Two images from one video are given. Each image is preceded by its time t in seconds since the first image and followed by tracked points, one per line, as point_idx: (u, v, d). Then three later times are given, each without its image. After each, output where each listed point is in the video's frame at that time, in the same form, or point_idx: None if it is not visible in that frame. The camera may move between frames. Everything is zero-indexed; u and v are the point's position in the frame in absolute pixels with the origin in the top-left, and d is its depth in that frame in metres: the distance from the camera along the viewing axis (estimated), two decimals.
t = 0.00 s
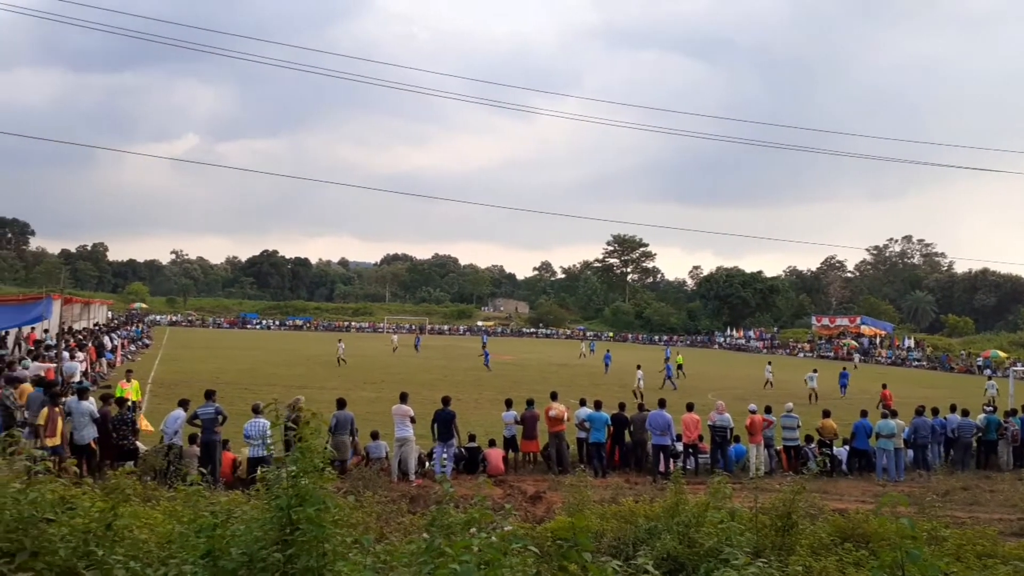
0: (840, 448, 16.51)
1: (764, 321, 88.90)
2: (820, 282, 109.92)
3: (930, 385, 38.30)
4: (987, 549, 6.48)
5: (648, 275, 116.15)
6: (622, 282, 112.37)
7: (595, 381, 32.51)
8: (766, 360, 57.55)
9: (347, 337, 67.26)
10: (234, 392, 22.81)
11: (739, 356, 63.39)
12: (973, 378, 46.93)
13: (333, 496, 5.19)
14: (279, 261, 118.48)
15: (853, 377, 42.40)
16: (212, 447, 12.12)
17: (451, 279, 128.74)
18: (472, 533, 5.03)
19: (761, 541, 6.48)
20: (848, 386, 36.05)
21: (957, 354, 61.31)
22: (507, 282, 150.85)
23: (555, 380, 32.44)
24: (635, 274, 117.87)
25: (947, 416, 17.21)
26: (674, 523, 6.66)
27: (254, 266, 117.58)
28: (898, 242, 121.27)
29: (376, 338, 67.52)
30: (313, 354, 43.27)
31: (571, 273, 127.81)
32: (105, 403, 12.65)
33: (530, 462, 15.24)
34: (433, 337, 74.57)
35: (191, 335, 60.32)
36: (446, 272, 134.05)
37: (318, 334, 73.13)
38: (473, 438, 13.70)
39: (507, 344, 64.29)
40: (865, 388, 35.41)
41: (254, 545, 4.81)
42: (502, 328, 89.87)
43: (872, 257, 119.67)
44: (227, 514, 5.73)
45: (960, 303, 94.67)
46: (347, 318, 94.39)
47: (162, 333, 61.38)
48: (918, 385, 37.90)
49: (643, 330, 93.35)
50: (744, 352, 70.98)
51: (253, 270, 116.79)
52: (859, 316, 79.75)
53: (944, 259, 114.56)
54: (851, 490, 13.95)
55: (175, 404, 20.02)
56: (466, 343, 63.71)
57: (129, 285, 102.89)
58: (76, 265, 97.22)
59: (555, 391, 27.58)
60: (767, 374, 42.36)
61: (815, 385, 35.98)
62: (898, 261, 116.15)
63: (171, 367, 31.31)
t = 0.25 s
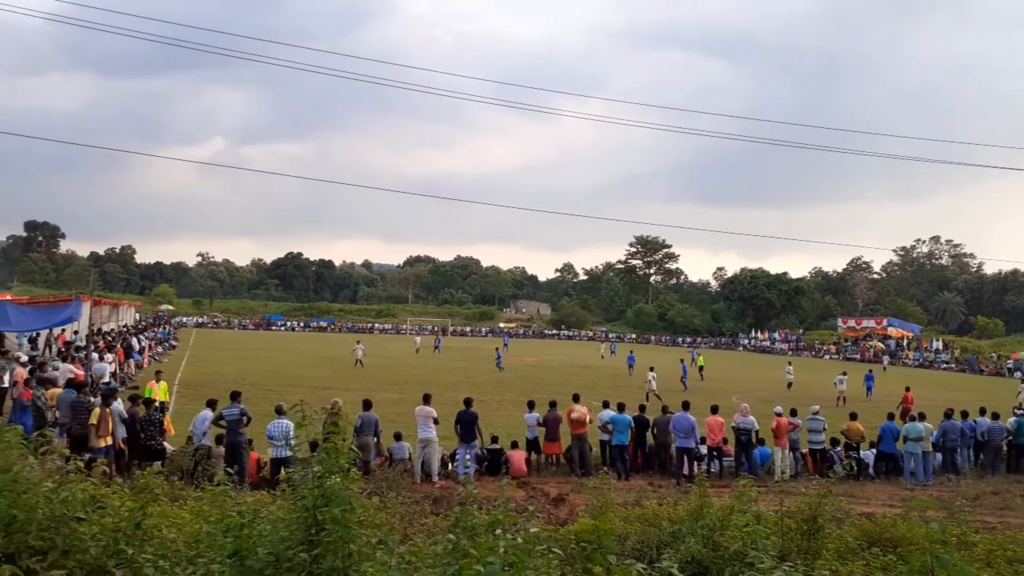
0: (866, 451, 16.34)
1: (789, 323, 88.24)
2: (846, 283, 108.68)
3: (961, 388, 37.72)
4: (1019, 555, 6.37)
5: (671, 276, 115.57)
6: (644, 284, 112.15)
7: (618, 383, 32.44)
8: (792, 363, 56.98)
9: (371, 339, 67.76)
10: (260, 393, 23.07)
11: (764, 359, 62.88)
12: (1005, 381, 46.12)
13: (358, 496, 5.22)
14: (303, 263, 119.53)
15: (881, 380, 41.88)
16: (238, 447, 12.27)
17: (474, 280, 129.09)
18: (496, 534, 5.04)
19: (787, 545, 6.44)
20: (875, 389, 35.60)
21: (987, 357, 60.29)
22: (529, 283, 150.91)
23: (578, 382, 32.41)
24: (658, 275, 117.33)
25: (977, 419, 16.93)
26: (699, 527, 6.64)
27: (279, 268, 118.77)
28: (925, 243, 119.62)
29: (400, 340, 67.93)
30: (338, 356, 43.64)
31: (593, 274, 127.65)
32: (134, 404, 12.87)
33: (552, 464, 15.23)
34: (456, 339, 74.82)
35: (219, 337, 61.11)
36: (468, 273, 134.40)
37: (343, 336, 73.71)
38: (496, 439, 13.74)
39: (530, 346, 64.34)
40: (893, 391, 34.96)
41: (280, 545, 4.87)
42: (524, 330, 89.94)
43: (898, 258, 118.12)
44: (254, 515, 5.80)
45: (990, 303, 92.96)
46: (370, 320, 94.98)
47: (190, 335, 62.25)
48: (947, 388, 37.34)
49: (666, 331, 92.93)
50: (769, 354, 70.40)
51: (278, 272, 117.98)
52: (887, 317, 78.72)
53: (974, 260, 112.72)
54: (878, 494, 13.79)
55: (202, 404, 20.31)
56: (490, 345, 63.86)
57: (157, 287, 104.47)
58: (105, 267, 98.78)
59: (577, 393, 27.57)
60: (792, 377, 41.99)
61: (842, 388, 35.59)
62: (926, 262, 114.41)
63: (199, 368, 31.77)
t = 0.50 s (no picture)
0: (884, 454, 16.20)
1: (807, 324, 87.92)
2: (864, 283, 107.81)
3: (981, 390, 37.26)
4: None
5: (687, 277, 115.12)
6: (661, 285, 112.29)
7: (634, 384, 32.34)
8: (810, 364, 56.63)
9: (388, 340, 68.00)
10: (277, 392, 23.22)
11: (782, 360, 62.52)
12: None
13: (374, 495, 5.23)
14: (320, 264, 120.12)
15: (900, 382, 41.51)
16: (256, 447, 12.35)
17: (489, 281, 129.25)
18: (510, 534, 5.04)
19: (804, 547, 6.41)
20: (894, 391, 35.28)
21: (1008, 359, 59.61)
22: (544, 284, 150.88)
23: (593, 383, 32.36)
24: (674, 276, 116.91)
25: (996, 422, 16.73)
26: (714, 528, 6.63)
27: (296, 268, 119.45)
28: (944, 244, 118.54)
29: (416, 340, 68.08)
30: (354, 356, 43.81)
31: (608, 275, 127.42)
32: (153, 403, 12.99)
33: (567, 465, 15.22)
34: (472, 339, 74.93)
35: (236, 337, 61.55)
36: (483, 274, 134.58)
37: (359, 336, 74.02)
38: (511, 440, 13.73)
39: (546, 347, 64.30)
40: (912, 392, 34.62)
41: (297, 544, 4.90)
42: (540, 331, 89.92)
43: (917, 258, 117.05)
44: (271, 513, 5.83)
45: (1011, 305, 91.92)
46: (386, 320, 95.30)
47: (208, 335, 62.73)
48: (968, 390, 36.91)
49: (682, 332, 92.55)
50: (787, 356, 69.99)
51: (295, 272, 118.68)
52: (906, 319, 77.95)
53: (994, 261, 111.51)
54: (896, 497, 13.66)
55: (220, 404, 20.47)
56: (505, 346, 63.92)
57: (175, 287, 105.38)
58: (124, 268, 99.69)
59: (593, 394, 27.51)
60: (809, 378, 41.69)
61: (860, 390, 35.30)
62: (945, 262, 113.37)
63: (216, 368, 32.03)
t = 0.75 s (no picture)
0: (901, 458, 16.07)
1: (823, 327, 87.24)
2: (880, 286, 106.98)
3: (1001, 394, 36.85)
4: None
5: (702, 279, 114.74)
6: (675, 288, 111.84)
7: (648, 387, 32.26)
8: (826, 368, 56.26)
9: (403, 342, 68.25)
10: (292, 394, 23.37)
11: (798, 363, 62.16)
12: None
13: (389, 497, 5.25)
14: (335, 267, 120.73)
15: (918, 385, 41.17)
16: (272, 448, 12.45)
17: (503, 284, 129.42)
18: (525, 537, 5.06)
19: (820, 552, 6.40)
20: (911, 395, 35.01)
21: None
22: (558, 287, 150.86)
23: (607, 386, 32.33)
24: (689, 279, 116.50)
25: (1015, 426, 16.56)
26: (730, 533, 6.64)
27: (311, 271, 120.07)
28: (963, 246, 117.44)
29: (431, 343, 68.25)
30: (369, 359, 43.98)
31: (623, 278, 127.23)
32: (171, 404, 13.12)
33: (581, 468, 15.20)
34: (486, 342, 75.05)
35: (252, 339, 61.96)
36: (497, 277, 134.76)
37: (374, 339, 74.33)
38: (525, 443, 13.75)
39: (561, 350, 64.29)
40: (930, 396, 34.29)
41: (312, 545, 4.93)
42: (554, 333, 89.92)
43: (934, 261, 115.98)
44: (286, 514, 5.87)
45: None
46: (400, 323, 95.60)
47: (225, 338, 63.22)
48: (988, 394, 36.54)
49: (697, 335, 92.19)
50: (803, 359, 69.60)
51: (310, 274, 119.32)
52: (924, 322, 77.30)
53: (1013, 264, 110.33)
54: (913, 501, 13.56)
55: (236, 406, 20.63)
56: (519, 348, 63.95)
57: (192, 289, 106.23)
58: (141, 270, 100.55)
59: (607, 397, 27.49)
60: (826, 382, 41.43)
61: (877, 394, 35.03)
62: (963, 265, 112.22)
63: (233, 370, 32.27)
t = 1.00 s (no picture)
0: (915, 460, 15.97)
1: (835, 327, 86.80)
2: (894, 287, 106.38)
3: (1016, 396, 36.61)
4: None
5: (713, 279, 114.46)
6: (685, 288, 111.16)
7: (659, 387, 32.23)
8: (838, 369, 56.03)
9: (415, 341, 68.42)
10: (304, 392, 23.49)
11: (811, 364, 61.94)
12: None
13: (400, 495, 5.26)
14: (347, 266, 121.16)
15: (932, 387, 40.95)
16: (284, 447, 12.49)
17: (514, 284, 129.49)
18: (536, 536, 5.06)
19: (832, 553, 6.39)
20: (925, 396, 34.79)
21: None
22: (568, 286, 150.81)
23: (618, 386, 32.31)
24: (700, 279, 116.24)
25: None
26: (741, 534, 6.64)
27: (323, 270, 120.56)
28: (977, 247, 116.62)
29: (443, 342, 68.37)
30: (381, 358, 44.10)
31: (634, 278, 127.08)
32: (184, 402, 13.17)
33: (592, 468, 15.18)
34: (497, 342, 75.13)
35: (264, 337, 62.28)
36: (508, 277, 134.89)
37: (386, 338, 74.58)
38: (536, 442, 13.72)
39: (572, 350, 64.30)
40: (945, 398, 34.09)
41: (324, 543, 4.94)
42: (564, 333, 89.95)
43: (949, 262, 115.21)
44: (298, 512, 5.90)
45: None
46: (411, 321, 95.86)
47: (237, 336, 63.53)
48: (1002, 396, 36.31)
49: (708, 335, 91.96)
50: (815, 359, 69.35)
51: (322, 273, 119.79)
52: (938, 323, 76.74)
53: None
54: (926, 503, 13.49)
55: (247, 404, 20.73)
56: (531, 348, 64.00)
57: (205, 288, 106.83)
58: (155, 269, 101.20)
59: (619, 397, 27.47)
60: (840, 383, 41.23)
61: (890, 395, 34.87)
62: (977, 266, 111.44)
63: (245, 368, 32.45)
